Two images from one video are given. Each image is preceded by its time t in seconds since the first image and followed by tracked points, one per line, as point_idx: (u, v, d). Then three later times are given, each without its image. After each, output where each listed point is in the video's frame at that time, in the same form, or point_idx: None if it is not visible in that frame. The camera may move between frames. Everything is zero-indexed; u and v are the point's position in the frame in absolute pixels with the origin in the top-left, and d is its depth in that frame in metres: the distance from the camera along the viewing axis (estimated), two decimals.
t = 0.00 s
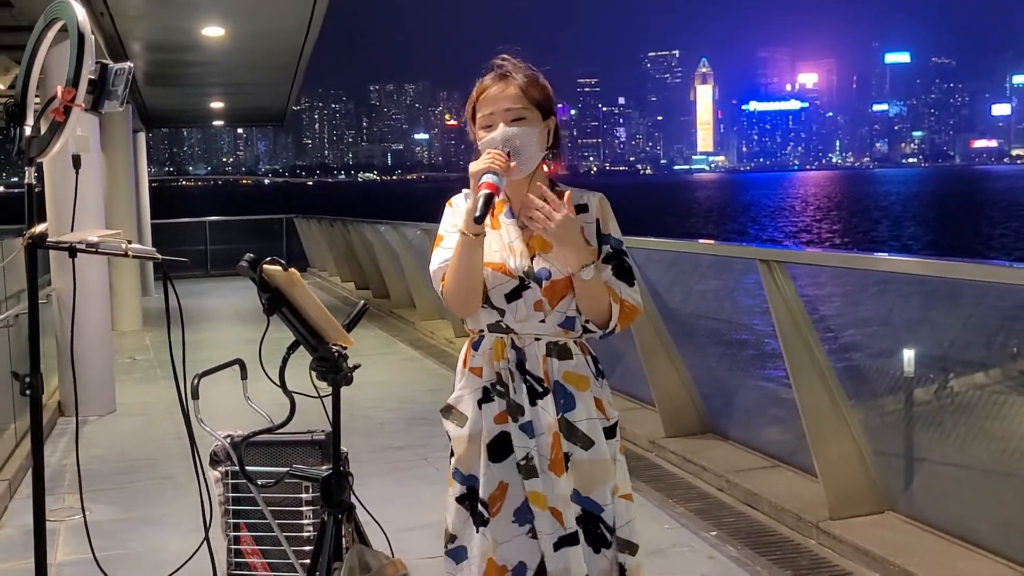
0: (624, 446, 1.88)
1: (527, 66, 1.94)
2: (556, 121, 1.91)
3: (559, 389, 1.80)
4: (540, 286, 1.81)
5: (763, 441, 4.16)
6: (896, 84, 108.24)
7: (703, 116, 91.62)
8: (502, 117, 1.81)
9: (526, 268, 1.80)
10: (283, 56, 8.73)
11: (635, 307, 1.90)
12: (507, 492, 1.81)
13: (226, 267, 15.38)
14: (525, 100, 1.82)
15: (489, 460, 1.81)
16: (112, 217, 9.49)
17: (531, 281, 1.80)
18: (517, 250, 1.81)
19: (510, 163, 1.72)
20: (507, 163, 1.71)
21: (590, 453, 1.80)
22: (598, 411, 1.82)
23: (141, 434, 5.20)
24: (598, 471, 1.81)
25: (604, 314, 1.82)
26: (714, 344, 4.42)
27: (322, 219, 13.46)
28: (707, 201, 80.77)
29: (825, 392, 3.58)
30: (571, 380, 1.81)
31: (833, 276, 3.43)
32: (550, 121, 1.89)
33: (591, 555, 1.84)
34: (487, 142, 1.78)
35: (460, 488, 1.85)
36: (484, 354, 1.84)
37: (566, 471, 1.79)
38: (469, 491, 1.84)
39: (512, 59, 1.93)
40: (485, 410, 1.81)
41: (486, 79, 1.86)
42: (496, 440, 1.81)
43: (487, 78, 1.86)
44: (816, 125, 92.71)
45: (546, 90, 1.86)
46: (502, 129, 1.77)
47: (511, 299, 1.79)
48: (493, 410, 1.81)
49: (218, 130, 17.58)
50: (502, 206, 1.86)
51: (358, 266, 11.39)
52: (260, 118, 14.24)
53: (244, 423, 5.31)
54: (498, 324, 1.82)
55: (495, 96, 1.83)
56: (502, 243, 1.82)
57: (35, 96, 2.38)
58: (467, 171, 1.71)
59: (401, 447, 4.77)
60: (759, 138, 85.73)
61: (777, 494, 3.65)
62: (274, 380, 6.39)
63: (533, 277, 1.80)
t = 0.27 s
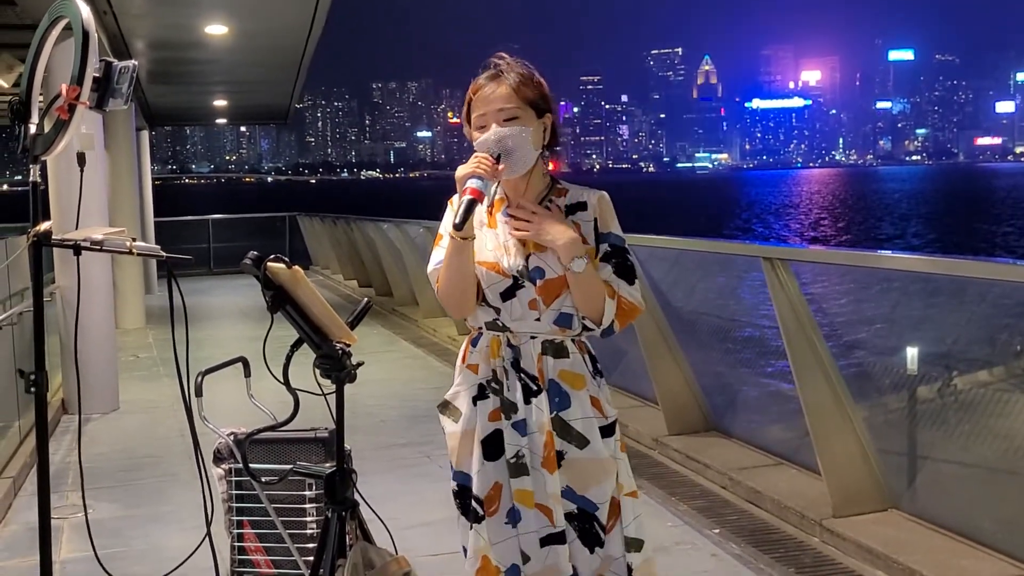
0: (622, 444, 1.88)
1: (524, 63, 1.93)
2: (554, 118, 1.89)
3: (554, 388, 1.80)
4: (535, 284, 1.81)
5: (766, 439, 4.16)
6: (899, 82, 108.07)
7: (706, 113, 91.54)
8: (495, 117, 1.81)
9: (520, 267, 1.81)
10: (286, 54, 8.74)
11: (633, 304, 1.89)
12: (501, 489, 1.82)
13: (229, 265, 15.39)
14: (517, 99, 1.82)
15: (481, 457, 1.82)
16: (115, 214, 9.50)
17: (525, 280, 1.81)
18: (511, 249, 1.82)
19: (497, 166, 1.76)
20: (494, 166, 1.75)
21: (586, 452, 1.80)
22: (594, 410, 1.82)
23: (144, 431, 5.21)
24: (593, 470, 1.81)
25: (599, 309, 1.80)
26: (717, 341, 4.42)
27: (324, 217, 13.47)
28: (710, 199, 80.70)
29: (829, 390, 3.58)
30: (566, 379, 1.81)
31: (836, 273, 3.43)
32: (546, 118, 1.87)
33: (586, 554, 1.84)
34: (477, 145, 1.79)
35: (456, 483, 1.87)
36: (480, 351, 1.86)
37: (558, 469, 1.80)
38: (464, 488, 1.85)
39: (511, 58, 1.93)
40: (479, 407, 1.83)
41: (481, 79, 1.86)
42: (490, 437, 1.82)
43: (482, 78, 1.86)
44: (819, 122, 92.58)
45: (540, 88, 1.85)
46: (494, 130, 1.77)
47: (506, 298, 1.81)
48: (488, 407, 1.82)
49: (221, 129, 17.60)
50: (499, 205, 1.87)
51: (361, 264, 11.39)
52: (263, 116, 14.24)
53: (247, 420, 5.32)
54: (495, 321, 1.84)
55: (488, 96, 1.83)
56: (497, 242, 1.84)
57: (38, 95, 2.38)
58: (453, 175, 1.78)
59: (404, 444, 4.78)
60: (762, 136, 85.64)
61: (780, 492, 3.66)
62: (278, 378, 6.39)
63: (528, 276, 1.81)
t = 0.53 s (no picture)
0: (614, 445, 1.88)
1: (521, 61, 1.92)
2: (551, 114, 1.89)
3: (545, 387, 1.81)
4: (528, 283, 1.82)
5: (769, 437, 4.16)
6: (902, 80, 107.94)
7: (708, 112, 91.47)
8: (489, 116, 1.81)
9: (513, 265, 1.82)
10: (288, 53, 8.74)
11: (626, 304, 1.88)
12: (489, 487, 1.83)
13: (231, 264, 15.39)
14: (511, 97, 1.81)
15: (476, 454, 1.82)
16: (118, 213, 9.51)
17: (518, 279, 1.82)
18: (505, 248, 1.83)
19: (488, 166, 1.78)
20: (484, 166, 1.77)
21: (576, 451, 1.82)
22: (585, 409, 1.82)
23: (148, 429, 5.22)
24: (583, 470, 1.82)
25: (591, 310, 1.80)
26: (720, 340, 4.42)
27: (327, 215, 13.48)
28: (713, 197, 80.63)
29: (832, 388, 3.58)
30: (558, 378, 1.81)
31: (839, 272, 3.43)
32: (541, 115, 1.86)
33: (575, 553, 1.86)
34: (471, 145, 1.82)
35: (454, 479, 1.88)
36: (475, 348, 1.86)
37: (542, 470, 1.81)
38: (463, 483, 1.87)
39: (509, 57, 1.92)
40: (472, 403, 1.84)
41: (476, 78, 1.86)
42: (482, 433, 1.82)
43: (477, 77, 1.86)
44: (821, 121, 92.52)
45: (536, 86, 1.85)
46: (488, 129, 1.77)
47: (499, 296, 1.82)
48: (480, 404, 1.83)
49: (223, 127, 17.61)
50: (495, 203, 1.88)
51: (363, 263, 11.40)
52: (264, 115, 14.24)
53: (250, 418, 5.33)
54: (489, 319, 1.84)
55: (484, 95, 1.83)
56: (492, 240, 1.85)
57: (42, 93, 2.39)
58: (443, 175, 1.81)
59: (407, 442, 4.78)
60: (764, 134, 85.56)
61: (782, 490, 3.66)
62: (280, 376, 6.39)
63: (521, 275, 1.82)
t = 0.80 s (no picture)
0: (599, 443, 1.91)
1: (519, 57, 1.91)
2: (547, 111, 1.88)
3: (534, 383, 1.83)
4: (519, 280, 1.82)
5: (771, 433, 4.16)
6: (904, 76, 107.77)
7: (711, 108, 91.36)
8: (484, 112, 1.81)
9: (505, 262, 1.83)
10: (290, 49, 8.73)
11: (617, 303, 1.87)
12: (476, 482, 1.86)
13: (234, 260, 15.39)
14: (507, 94, 1.80)
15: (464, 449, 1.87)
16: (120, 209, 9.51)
17: (509, 275, 1.83)
18: (498, 244, 1.84)
19: (479, 162, 1.80)
20: (476, 161, 1.80)
21: (565, 448, 1.84)
22: (574, 406, 1.84)
23: (150, 425, 5.22)
24: (571, 467, 1.85)
25: (581, 308, 1.80)
26: (722, 336, 4.41)
27: (329, 212, 13.47)
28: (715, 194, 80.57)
29: (834, 385, 3.58)
30: (547, 375, 1.83)
31: (841, 268, 3.42)
32: (537, 112, 1.85)
33: (566, 549, 1.90)
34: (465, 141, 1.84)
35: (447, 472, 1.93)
36: (467, 343, 1.90)
37: (527, 466, 1.82)
38: (455, 477, 1.92)
39: (506, 54, 1.92)
40: (461, 397, 1.88)
41: (472, 74, 1.85)
42: (470, 428, 1.86)
43: (474, 73, 1.85)
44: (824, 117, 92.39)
45: (532, 82, 1.84)
46: (482, 126, 1.77)
47: (491, 292, 1.84)
48: (469, 398, 1.87)
49: (226, 123, 17.60)
50: (491, 200, 1.89)
51: (365, 259, 11.39)
52: (267, 111, 14.24)
53: (253, 414, 5.33)
54: (480, 314, 1.88)
55: (479, 91, 1.82)
56: (485, 236, 1.87)
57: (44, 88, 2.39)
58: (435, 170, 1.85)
59: (409, 438, 4.78)
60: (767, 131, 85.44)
61: (784, 486, 3.66)
62: (282, 372, 6.39)
63: (512, 272, 1.83)
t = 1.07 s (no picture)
0: (593, 441, 1.91)
1: (515, 57, 1.92)
2: (542, 111, 1.88)
3: (521, 380, 1.85)
4: (509, 277, 1.85)
5: (772, 430, 4.16)
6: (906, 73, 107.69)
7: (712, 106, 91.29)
8: (479, 111, 1.81)
9: (496, 259, 1.86)
10: (291, 46, 8.73)
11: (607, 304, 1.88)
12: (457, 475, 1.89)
13: (235, 257, 15.38)
14: (502, 93, 1.81)
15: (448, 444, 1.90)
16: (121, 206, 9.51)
17: (500, 272, 1.85)
18: (490, 241, 1.87)
19: (471, 160, 1.80)
20: (468, 159, 1.80)
21: (553, 445, 1.85)
22: (562, 403, 1.86)
23: (151, 422, 5.22)
24: (560, 464, 1.86)
25: (569, 307, 1.81)
26: (724, 333, 4.41)
27: (330, 209, 13.47)
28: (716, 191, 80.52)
29: (836, 382, 3.58)
30: (535, 372, 1.85)
31: (843, 265, 3.41)
32: (532, 112, 1.86)
33: (558, 546, 1.90)
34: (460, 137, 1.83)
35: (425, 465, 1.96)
36: (458, 338, 1.93)
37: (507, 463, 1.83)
38: (434, 470, 1.94)
39: (503, 53, 1.92)
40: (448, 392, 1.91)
41: (468, 72, 1.86)
42: (455, 422, 1.89)
43: (470, 71, 1.86)
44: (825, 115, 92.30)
45: (528, 82, 1.84)
46: (476, 125, 1.79)
47: (481, 289, 1.87)
48: (456, 394, 1.89)
49: (227, 120, 17.59)
50: (485, 197, 1.92)
51: (366, 257, 11.39)
52: (268, 108, 14.23)
53: (254, 411, 5.33)
54: (471, 310, 1.91)
55: (476, 89, 1.82)
56: (478, 233, 1.90)
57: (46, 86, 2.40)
58: (426, 166, 1.84)
59: (410, 436, 4.78)
60: (768, 128, 85.37)
61: (785, 483, 3.66)
62: (284, 369, 6.40)
63: (503, 269, 1.86)
